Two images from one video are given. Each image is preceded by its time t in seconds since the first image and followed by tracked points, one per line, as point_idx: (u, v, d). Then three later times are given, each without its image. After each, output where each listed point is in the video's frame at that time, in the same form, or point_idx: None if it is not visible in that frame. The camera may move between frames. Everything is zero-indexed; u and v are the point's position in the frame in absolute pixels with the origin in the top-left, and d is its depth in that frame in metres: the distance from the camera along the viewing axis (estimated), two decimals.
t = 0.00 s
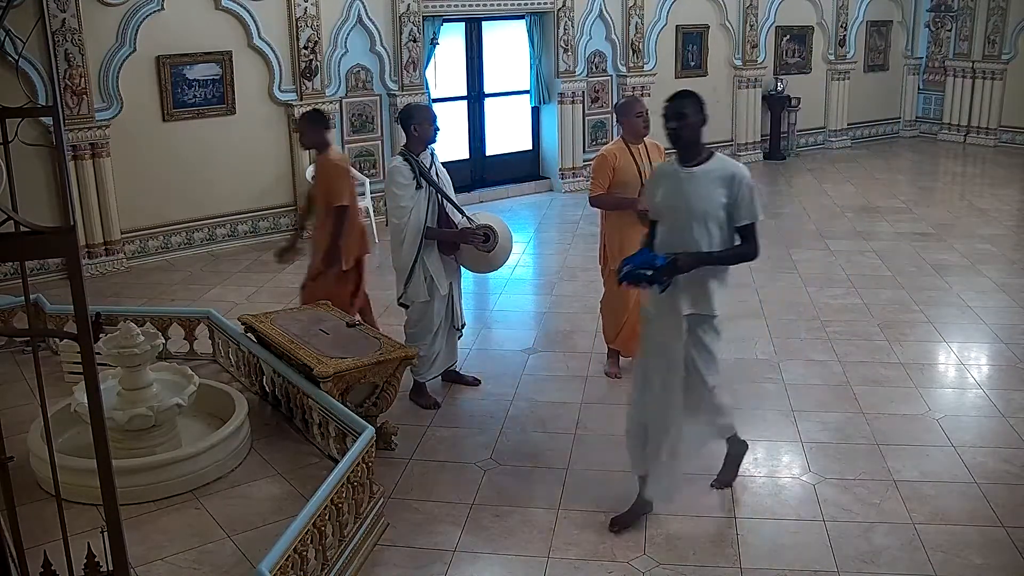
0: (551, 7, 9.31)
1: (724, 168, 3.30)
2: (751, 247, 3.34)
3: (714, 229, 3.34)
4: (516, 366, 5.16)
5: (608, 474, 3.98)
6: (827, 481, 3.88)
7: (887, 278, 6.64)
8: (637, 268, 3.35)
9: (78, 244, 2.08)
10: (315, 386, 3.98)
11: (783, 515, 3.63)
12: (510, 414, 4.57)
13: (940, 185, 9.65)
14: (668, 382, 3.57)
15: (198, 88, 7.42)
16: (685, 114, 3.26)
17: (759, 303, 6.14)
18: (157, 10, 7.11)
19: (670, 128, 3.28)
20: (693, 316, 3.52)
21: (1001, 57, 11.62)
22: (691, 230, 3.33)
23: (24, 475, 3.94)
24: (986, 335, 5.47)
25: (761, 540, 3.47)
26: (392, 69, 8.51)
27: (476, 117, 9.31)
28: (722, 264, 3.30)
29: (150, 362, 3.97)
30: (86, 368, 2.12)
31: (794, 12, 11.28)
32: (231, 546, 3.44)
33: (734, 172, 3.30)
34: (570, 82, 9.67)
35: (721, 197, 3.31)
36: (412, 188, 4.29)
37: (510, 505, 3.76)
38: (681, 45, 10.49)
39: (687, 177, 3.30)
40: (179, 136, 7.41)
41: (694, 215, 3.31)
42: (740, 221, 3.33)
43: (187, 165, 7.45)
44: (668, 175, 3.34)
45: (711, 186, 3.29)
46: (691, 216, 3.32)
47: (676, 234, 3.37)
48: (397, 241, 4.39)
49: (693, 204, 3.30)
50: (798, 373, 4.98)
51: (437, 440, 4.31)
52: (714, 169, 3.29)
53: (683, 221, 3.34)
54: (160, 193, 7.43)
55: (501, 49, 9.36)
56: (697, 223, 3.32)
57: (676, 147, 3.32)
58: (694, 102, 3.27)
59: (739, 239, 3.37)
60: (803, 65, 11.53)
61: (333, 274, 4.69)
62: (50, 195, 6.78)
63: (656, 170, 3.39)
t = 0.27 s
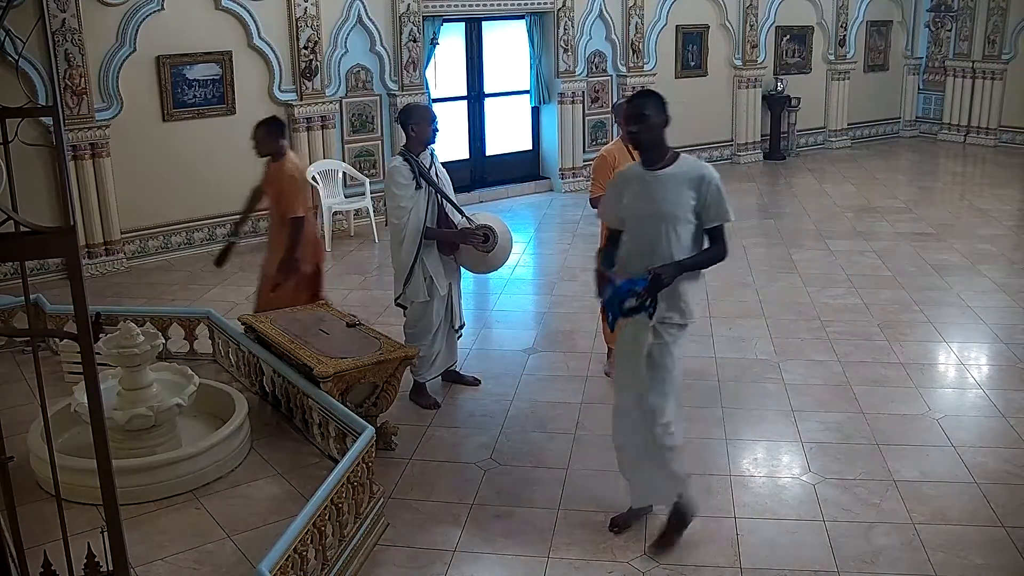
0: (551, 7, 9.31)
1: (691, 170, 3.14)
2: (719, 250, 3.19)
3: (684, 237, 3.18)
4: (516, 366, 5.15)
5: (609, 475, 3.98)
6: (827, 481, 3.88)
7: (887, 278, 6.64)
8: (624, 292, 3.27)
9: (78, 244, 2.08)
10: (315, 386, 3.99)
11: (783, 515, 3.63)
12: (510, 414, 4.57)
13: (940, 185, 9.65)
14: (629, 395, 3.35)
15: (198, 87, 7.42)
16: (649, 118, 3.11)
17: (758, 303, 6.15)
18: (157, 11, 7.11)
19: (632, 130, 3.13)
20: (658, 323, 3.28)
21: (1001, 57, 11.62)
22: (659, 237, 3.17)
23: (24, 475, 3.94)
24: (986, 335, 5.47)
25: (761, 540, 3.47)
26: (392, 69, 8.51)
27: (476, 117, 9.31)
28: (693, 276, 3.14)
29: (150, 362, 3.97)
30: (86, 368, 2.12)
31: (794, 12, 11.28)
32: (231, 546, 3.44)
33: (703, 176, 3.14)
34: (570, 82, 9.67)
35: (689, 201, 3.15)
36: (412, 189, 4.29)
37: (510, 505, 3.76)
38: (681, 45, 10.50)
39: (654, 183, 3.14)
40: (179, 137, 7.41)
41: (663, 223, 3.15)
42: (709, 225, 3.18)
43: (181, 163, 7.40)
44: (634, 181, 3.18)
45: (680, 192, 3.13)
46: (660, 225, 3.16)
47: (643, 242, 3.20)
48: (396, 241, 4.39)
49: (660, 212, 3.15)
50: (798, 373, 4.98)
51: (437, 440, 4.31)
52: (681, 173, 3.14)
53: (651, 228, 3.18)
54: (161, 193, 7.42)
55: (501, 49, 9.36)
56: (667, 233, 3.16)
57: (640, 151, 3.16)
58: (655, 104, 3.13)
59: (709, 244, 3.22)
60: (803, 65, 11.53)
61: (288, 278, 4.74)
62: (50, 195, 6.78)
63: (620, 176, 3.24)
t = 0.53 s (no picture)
0: (551, 7, 9.31)
1: (661, 192, 2.94)
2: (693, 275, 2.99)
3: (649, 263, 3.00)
4: (516, 367, 5.15)
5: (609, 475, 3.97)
6: (827, 481, 3.88)
7: (887, 278, 6.64)
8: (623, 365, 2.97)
9: (78, 244, 2.08)
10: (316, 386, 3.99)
11: (784, 515, 3.63)
12: (510, 414, 4.57)
13: (940, 185, 9.65)
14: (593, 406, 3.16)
15: (198, 87, 7.42)
16: (615, 134, 2.94)
17: (758, 303, 6.15)
18: (158, 11, 7.11)
19: (597, 148, 2.96)
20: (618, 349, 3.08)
21: (1001, 57, 11.62)
22: (629, 260, 2.98)
23: (24, 475, 3.94)
24: (986, 335, 5.47)
25: (761, 540, 3.47)
26: (392, 69, 8.51)
27: (476, 117, 9.31)
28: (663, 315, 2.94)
29: (150, 362, 3.97)
30: (86, 368, 2.12)
31: (794, 12, 11.28)
32: (231, 545, 3.44)
33: (673, 200, 2.94)
34: (570, 82, 9.68)
35: (658, 227, 2.96)
36: (412, 188, 4.29)
37: (510, 505, 3.76)
38: (681, 45, 10.50)
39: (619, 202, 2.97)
40: (179, 137, 7.41)
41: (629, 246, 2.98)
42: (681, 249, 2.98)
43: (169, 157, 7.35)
44: (600, 199, 3.01)
45: (648, 216, 2.95)
46: (625, 248, 2.98)
47: (612, 267, 3.03)
48: (396, 241, 4.39)
49: (625, 235, 2.97)
50: (798, 373, 4.98)
51: (437, 441, 4.31)
52: (649, 194, 2.95)
53: (621, 251, 2.99)
54: (161, 193, 7.42)
55: (501, 49, 9.36)
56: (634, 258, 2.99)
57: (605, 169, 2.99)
58: (624, 120, 2.94)
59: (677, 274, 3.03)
60: (803, 65, 11.53)
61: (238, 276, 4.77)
62: (50, 195, 6.78)
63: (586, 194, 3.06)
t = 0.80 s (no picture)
0: (551, 7, 9.31)
1: (630, 205, 2.87)
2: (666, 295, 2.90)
3: (618, 278, 2.92)
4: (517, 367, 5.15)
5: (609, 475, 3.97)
6: (827, 481, 3.87)
7: (887, 278, 6.64)
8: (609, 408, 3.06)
9: (78, 243, 2.08)
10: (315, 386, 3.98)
11: (784, 515, 3.63)
12: (510, 414, 4.57)
13: (940, 185, 9.65)
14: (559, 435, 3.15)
15: (198, 88, 7.42)
16: (584, 140, 2.88)
17: (758, 303, 6.15)
18: (158, 11, 7.11)
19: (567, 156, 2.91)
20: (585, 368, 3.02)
21: (1001, 57, 11.62)
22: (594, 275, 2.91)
23: (24, 475, 3.94)
24: (986, 335, 5.47)
25: (761, 540, 3.47)
26: (392, 69, 8.51)
27: (476, 117, 9.31)
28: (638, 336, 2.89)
29: (150, 362, 3.97)
30: (86, 367, 2.12)
31: (794, 12, 11.28)
32: (231, 545, 3.44)
33: (644, 212, 2.86)
34: (570, 82, 9.68)
35: (626, 241, 2.88)
36: (412, 188, 4.28)
37: (510, 505, 3.76)
38: (681, 45, 10.50)
39: (588, 210, 2.90)
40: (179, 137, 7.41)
41: (598, 259, 2.90)
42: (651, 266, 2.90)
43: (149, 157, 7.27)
44: (569, 207, 2.95)
45: (617, 227, 2.88)
46: (593, 263, 2.91)
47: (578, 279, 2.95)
48: (397, 240, 4.39)
49: (593, 247, 2.90)
50: (798, 373, 4.98)
51: (437, 441, 4.30)
52: (620, 203, 2.87)
53: (587, 263, 2.92)
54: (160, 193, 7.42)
55: (501, 49, 9.35)
56: (603, 272, 2.92)
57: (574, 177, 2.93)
58: (594, 127, 2.88)
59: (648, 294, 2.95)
60: (803, 65, 11.53)
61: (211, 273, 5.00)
62: (50, 195, 6.78)
63: (555, 202, 2.99)
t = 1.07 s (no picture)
0: (551, 7, 9.31)
1: (581, 225, 2.60)
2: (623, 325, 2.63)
3: (573, 307, 2.64)
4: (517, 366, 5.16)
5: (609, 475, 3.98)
6: (827, 481, 3.87)
7: (887, 278, 6.64)
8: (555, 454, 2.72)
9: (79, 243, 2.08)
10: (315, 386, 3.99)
11: (784, 515, 3.63)
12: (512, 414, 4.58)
13: (940, 185, 9.65)
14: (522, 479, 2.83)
15: (198, 88, 7.42)
16: (530, 162, 2.63)
17: (758, 303, 6.15)
18: (158, 10, 7.11)
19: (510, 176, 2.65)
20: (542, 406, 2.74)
21: (1001, 57, 11.62)
22: (543, 304, 2.63)
23: (23, 475, 3.94)
24: (986, 335, 5.47)
25: (761, 540, 3.47)
26: (393, 69, 8.51)
27: (476, 117, 9.31)
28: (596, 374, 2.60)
29: (149, 362, 3.97)
30: (86, 367, 2.13)
31: (794, 12, 11.28)
32: (231, 545, 3.44)
33: (598, 235, 2.59)
34: (570, 82, 9.68)
35: (577, 264, 2.60)
36: (413, 188, 4.28)
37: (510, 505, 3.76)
38: (681, 45, 10.50)
39: (537, 238, 2.63)
40: (179, 137, 7.41)
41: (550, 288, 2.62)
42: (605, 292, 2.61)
43: (133, 161, 7.18)
44: (517, 234, 2.68)
45: (570, 253, 2.60)
46: (545, 293, 2.63)
47: (525, 311, 2.66)
48: (398, 240, 4.39)
49: (545, 276, 2.62)
50: (798, 373, 4.98)
51: (436, 440, 4.31)
52: (572, 226, 2.61)
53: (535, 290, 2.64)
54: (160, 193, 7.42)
55: (501, 49, 9.35)
56: (556, 303, 2.63)
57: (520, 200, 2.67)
58: (541, 146, 2.62)
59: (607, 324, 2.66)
60: (803, 65, 11.53)
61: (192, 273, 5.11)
62: (50, 194, 6.78)
63: (504, 229, 2.73)
